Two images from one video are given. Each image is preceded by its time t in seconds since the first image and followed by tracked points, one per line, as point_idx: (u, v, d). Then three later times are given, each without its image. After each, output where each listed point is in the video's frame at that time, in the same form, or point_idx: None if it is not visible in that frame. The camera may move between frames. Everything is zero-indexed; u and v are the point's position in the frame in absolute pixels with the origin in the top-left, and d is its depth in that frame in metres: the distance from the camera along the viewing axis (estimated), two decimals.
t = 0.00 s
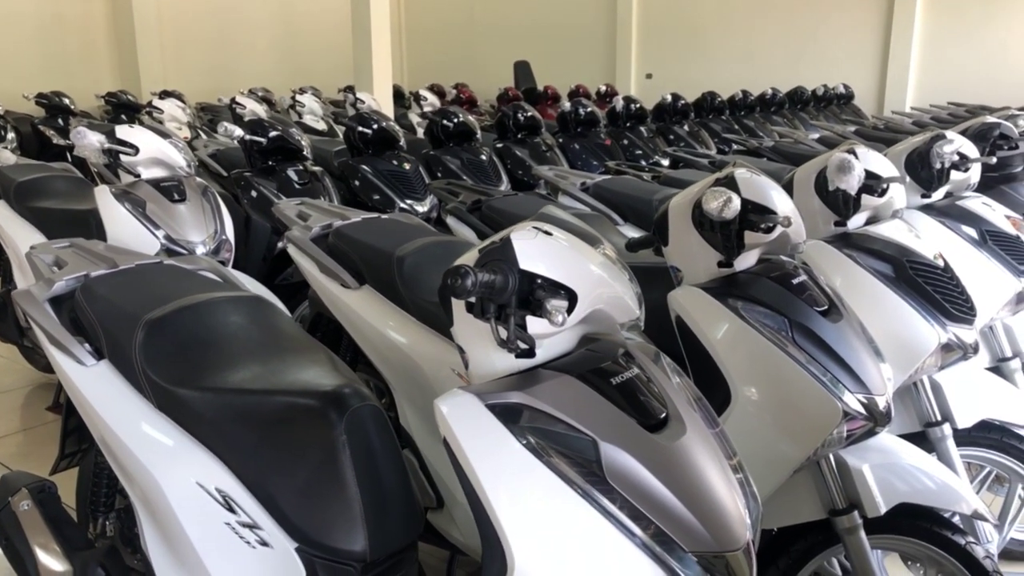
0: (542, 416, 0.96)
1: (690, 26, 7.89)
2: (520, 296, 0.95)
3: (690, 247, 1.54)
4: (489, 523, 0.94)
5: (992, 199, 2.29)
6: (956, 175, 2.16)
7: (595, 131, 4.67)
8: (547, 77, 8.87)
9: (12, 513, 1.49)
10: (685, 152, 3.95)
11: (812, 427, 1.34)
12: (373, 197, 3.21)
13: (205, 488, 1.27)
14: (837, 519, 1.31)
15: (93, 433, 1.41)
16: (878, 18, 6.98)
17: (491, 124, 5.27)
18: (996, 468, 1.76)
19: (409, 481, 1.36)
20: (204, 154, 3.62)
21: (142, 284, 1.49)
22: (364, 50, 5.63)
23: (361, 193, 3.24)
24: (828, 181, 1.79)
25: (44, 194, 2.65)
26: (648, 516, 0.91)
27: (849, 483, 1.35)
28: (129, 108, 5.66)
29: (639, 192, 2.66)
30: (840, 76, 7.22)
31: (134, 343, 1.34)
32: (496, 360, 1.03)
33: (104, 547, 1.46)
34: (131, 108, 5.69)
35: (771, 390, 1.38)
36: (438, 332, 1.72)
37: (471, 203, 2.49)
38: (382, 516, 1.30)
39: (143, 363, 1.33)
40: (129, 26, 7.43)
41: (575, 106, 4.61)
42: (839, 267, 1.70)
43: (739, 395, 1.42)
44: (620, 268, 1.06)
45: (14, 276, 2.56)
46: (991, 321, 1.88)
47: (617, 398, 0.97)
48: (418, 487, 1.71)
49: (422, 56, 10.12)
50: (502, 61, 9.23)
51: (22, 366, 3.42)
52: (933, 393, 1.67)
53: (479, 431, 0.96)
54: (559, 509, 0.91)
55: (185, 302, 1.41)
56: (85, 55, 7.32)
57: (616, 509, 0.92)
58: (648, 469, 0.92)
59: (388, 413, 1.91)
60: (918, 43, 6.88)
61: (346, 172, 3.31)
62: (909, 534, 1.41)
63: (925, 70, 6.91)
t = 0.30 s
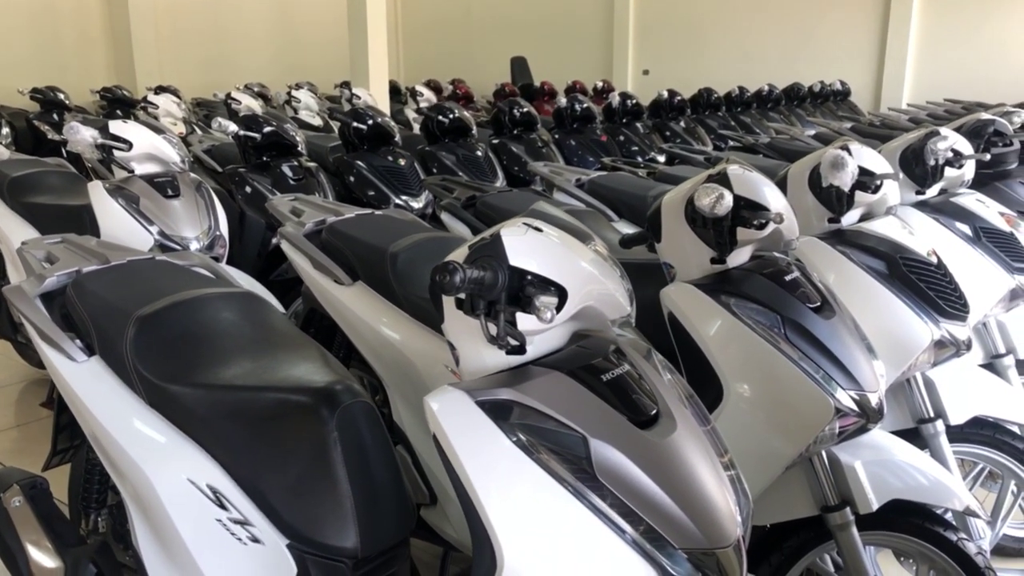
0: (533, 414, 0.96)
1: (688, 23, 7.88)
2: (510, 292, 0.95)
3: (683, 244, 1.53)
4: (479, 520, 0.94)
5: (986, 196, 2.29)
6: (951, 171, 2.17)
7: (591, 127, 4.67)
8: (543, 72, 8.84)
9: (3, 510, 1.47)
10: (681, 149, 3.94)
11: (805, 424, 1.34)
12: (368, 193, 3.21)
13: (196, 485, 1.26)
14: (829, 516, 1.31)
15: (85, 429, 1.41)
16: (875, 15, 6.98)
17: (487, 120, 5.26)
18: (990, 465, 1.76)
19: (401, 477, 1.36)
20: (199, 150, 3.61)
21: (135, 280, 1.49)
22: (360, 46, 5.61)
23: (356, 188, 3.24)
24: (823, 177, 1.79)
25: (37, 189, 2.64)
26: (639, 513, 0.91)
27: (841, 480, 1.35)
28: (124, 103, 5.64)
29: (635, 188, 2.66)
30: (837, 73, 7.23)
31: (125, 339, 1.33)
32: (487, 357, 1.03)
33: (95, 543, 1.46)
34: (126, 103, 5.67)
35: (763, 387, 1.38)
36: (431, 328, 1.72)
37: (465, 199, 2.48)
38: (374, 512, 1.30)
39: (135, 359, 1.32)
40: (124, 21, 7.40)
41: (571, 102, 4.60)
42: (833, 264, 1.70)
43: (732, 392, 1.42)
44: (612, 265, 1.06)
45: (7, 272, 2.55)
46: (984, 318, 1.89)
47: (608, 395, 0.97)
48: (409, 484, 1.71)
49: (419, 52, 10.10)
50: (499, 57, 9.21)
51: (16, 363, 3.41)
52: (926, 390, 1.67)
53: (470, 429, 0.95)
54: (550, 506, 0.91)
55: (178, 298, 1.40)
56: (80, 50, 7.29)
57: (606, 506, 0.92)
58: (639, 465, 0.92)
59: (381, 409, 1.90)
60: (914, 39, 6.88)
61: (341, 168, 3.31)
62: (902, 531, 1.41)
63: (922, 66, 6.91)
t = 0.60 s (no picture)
0: (529, 413, 0.95)
1: (684, 19, 7.87)
2: (506, 291, 0.94)
3: (680, 241, 1.53)
4: (475, 520, 0.94)
5: (982, 192, 2.29)
6: (947, 167, 2.17)
7: (588, 123, 4.66)
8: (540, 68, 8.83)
9: None
10: (677, 145, 3.94)
11: (801, 422, 1.33)
12: (364, 189, 3.20)
13: (191, 484, 1.26)
14: (826, 513, 1.31)
15: (79, 428, 1.40)
16: (872, 11, 6.98)
17: (483, 116, 5.25)
18: (986, 461, 1.76)
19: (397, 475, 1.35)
20: (194, 146, 3.60)
21: (129, 278, 1.48)
22: (356, 42, 5.60)
23: (352, 185, 3.23)
24: (819, 174, 1.78)
25: (31, 186, 2.63)
26: (635, 513, 0.91)
27: (837, 477, 1.34)
28: (119, 99, 5.61)
29: (631, 185, 2.65)
30: (834, 68, 7.22)
31: (119, 338, 1.33)
32: (483, 355, 1.02)
33: (90, 542, 1.45)
34: (121, 99, 5.65)
35: (759, 384, 1.38)
36: (427, 325, 1.71)
37: (461, 195, 2.47)
38: (370, 510, 1.30)
39: (129, 358, 1.31)
40: (119, 17, 7.37)
41: (568, 99, 4.59)
42: (829, 261, 1.70)
43: (728, 389, 1.41)
44: (608, 263, 1.05)
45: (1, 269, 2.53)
46: (981, 314, 1.88)
47: (604, 394, 0.97)
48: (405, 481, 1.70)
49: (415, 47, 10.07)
50: (495, 53, 9.19)
51: (11, 360, 3.40)
52: (923, 387, 1.67)
53: (466, 428, 0.95)
54: (546, 506, 0.91)
55: (172, 296, 1.39)
56: (74, 45, 7.26)
57: (603, 506, 0.91)
58: (636, 465, 0.92)
59: (377, 407, 1.90)
60: (911, 35, 6.88)
61: (337, 164, 3.30)
62: (899, 528, 1.41)
63: (919, 62, 6.91)
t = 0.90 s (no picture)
0: (525, 411, 0.94)
1: (680, 14, 7.86)
2: (502, 290, 0.94)
3: (677, 238, 1.52)
4: (471, 520, 0.93)
5: (979, 188, 2.29)
6: (943, 164, 2.16)
7: (584, 118, 4.65)
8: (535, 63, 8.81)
9: None
10: (673, 141, 3.94)
11: (798, 418, 1.33)
12: (359, 184, 3.19)
13: (186, 482, 1.25)
14: (822, 511, 1.31)
15: (73, 425, 1.39)
16: (868, 6, 6.97)
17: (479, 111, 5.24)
18: (982, 457, 1.76)
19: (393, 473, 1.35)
20: (188, 142, 3.59)
21: (122, 275, 1.47)
22: (351, 37, 5.58)
23: (347, 180, 3.22)
24: (816, 171, 1.77)
25: (23, 182, 2.62)
26: (632, 512, 0.90)
27: (834, 474, 1.34)
28: (113, 95, 5.59)
29: (627, 181, 2.65)
30: (830, 63, 7.22)
31: (113, 335, 1.32)
32: (478, 353, 1.01)
33: (85, 540, 1.44)
34: (115, 95, 5.62)
35: (756, 382, 1.37)
36: (423, 322, 1.71)
37: (457, 192, 2.47)
38: (365, 509, 1.29)
39: (123, 356, 1.30)
40: (113, 11, 7.33)
41: (564, 94, 4.59)
42: (826, 258, 1.70)
43: (725, 386, 1.41)
44: (604, 260, 1.05)
45: None
46: (977, 311, 1.89)
47: (601, 392, 0.96)
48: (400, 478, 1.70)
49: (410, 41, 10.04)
50: (490, 48, 9.17)
51: (4, 357, 3.39)
52: (920, 383, 1.67)
53: (462, 427, 0.94)
54: (542, 504, 0.90)
55: (166, 293, 1.39)
56: (68, 40, 7.22)
57: (599, 505, 0.91)
58: (633, 464, 0.91)
59: (373, 404, 1.89)
60: (907, 30, 6.88)
61: (332, 159, 3.29)
62: (896, 525, 1.41)
63: (915, 57, 6.91)
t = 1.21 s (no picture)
0: (523, 406, 0.95)
1: (677, 9, 7.85)
2: (500, 284, 0.93)
3: (674, 233, 1.52)
4: (469, 514, 0.93)
5: (975, 183, 2.29)
6: (940, 158, 2.16)
7: (581, 114, 4.65)
8: (532, 59, 8.80)
9: None
10: (670, 136, 3.94)
11: (795, 413, 1.33)
12: (356, 180, 3.19)
13: (183, 477, 1.25)
14: (819, 505, 1.31)
15: (69, 421, 1.38)
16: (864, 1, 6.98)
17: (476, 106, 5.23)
18: (978, 452, 1.77)
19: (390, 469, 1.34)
20: (184, 137, 3.58)
21: (119, 271, 1.47)
22: (347, 32, 5.57)
23: (344, 176, 3.22)
24: (813, 165, 1.77)
25: (18, 178, 2.61)
26: (630, 506, 0.90)
27: (831, 468, 1.35)
28: (108, 90, 5.57)
29: (624, 176, 2.65)
30: (827, 58, 7.22)
31: (110, 331, 1.31)
32: (476, 348, 1.01)
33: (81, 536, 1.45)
34: (110, 90, 5.61)
35: (753, 376, 1.38)
36: (420, 318, 1.71)
37: (454, 187, 2.46)
38: (363, 503, 1.28)
39: (119, 351, 1.30)
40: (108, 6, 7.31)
41: (560, 89, 4.58)
42: (823, 253, 1.70)
43: (722, 381, 1.41)
44: (602, 255, 1.04)
45: None
46: (973, 306, 1.89)
47: (599, 386, 0.96)
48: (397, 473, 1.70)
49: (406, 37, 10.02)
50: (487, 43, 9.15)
51: None
52: (916, 378, 1.68)
53: (461, 420, 0.94)
54: (541, 499, 0.90)
55: (163, 289, 1.38)
56: (62, 35, 7.19)
57: (597, 498, 0.91)
58: (630, 458, 0.91)
59: (370, 399, 1.89)
60: (903, 26, 6.88)
61: (328, 155, 3.29)
62: (892, 520, 1.42)
63: (911, 53, 6.92)
